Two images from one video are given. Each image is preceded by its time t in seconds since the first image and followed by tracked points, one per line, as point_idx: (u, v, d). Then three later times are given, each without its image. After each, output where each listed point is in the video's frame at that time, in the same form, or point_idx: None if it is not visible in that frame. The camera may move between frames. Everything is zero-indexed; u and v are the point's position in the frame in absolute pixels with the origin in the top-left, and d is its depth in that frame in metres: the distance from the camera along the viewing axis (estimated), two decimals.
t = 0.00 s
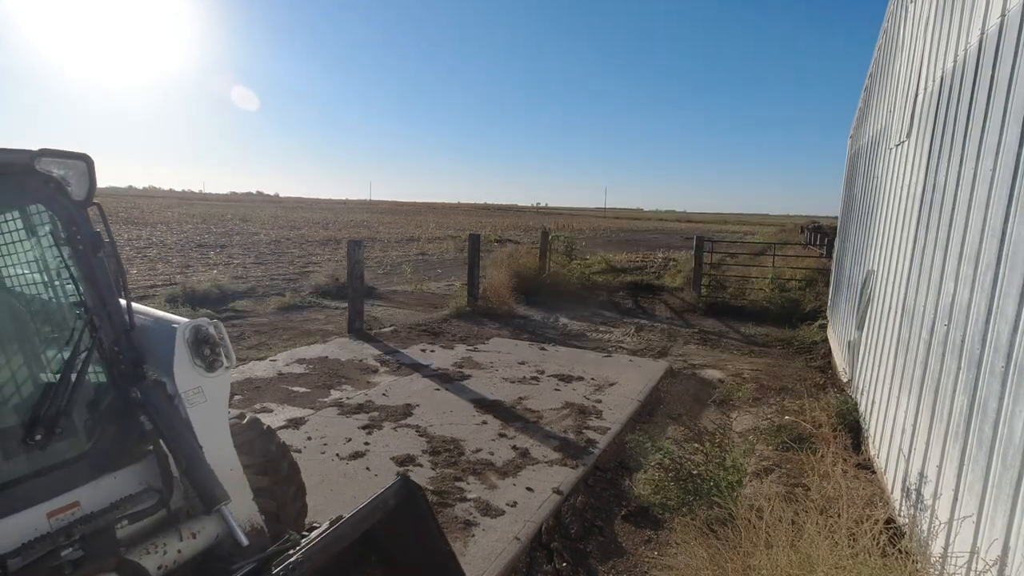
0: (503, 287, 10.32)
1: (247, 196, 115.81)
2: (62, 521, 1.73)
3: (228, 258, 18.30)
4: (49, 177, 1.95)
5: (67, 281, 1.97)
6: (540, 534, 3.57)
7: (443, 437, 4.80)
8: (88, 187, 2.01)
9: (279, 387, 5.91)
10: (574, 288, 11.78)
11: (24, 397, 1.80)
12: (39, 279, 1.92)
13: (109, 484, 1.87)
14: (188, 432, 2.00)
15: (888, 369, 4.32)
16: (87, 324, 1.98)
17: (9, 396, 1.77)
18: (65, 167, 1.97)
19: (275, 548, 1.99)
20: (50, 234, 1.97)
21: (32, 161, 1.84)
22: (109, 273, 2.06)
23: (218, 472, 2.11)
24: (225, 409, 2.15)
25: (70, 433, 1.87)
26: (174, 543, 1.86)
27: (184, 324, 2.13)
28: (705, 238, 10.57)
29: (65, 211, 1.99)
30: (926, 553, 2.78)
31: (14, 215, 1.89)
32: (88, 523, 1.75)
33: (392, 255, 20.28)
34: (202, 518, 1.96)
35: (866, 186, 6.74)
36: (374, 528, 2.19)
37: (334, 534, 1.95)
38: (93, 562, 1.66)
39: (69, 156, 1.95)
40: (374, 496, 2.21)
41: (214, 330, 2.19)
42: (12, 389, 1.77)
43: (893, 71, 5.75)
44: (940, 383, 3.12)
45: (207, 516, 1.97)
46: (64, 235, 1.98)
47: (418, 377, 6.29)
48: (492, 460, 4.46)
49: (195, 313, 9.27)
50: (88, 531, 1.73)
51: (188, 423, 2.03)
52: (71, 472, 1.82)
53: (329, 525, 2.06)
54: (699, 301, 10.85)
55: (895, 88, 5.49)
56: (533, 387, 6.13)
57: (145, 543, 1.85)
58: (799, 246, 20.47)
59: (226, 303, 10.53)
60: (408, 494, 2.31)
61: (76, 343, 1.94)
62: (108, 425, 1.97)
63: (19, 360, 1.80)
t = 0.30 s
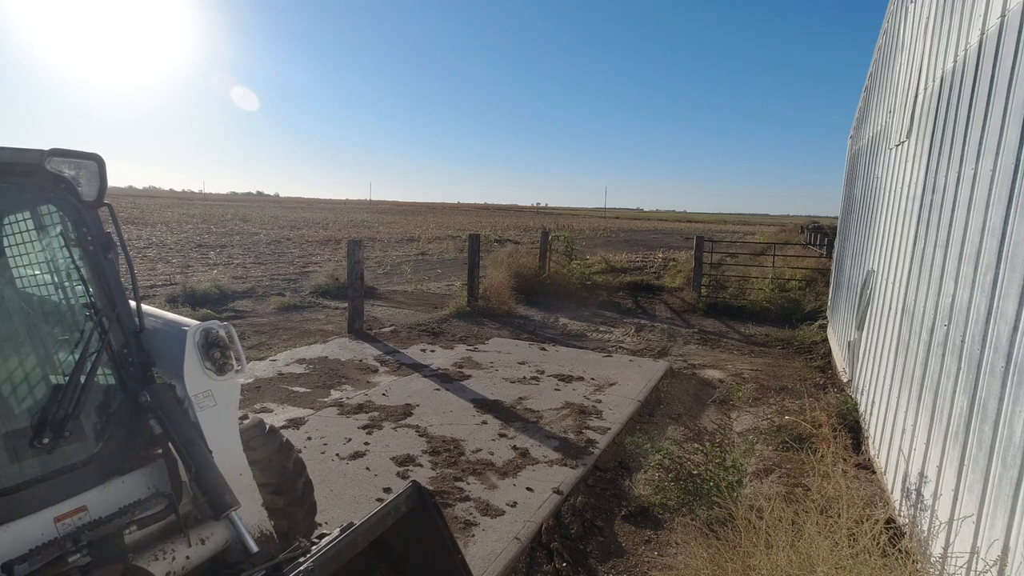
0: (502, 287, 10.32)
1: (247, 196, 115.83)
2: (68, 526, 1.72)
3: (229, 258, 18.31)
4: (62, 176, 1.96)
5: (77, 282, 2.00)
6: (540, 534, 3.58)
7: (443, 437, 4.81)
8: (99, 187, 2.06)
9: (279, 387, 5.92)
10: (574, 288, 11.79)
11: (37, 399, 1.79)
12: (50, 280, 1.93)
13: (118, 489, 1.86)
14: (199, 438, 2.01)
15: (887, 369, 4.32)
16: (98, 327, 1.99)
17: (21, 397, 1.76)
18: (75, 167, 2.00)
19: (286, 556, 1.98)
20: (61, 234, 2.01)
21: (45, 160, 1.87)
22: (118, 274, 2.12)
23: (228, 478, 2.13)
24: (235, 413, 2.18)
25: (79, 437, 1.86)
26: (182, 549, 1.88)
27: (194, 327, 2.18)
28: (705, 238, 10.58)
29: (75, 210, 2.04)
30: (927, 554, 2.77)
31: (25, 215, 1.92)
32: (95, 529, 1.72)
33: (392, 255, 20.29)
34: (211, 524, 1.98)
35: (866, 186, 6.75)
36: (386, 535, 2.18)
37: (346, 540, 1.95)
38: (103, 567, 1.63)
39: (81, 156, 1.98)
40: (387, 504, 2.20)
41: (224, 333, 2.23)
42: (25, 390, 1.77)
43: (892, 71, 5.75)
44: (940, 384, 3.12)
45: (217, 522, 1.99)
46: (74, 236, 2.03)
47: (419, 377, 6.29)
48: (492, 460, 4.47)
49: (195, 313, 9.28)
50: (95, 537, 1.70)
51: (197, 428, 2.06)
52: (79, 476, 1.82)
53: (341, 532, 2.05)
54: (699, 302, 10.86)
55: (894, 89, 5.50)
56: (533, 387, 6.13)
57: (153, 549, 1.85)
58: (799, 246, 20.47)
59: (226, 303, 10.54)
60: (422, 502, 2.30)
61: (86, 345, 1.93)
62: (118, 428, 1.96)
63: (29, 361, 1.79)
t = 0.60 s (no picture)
0: (502, 287, 10.32)
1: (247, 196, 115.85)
2: (78, 535, 1.72)
3: (229, 258, 18.31)
4: (70, 174, 1.96)
5: (86, 284, 1.98)
6: (540, 534, 3.58)
7: (444, 437, 4.81)
8: (109, 187, 2.04)
9: (279, 387, 5.92)
10: (574, 288, 11.79)
11: (47, 402, 1.79)
12: (58, 281, 1.91)
13: (127, 496, 1.86)
14: (209, 443, 2.00)
15: (887, 369, 4.32)
16: (109, 331, 1.99)
17: (33, 401, 1.76)
18: (86, 167, 1.99)
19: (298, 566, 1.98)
20: (70, 235, 2.00)
21: (55, 159, 1.88)
22: (128, 277, 2.10)
23: (239, 484, 2.15)
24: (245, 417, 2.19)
25: (89, 442, 1.86)
26: (193, 558, 1.87)
27: (206, 330, 2.18)
28: (705, 238, 10.58)
29: (85, 211, 2.04)
30: (926, 553, 2.77)
31: (35, 215, 1.91)
32: (105, 539, 1.71)
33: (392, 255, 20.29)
34: (222, 533, 1.98)
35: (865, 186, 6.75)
36: (398, 542, 2.18)
37: (359, 551, 1.93)
38: None
39: (92, 155, 1.98)
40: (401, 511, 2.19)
41: (235, 337, 2.22)
42: (36, 394, 1.77)
43: (892, 71, 5.75)
44: (940, 384, 3.12)
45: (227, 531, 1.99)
46: (84, 236, 2.02)
47: (419, 377, 6.29)
48: (492, 460, 4.47)
49: (194, 313, 9.28)
50: (105, 547, 1.69)
51: (208, 433, 2.06)
52: (89, 484, 1.82)
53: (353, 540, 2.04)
54: (699, 301, 10.86)
55: (894, 89, 5.50)
56: (533, 387, 6.13)
57: (163, 559, 1.83)
58: (800, 246, 20.48)
59: (226, 303, 10.54)
60: (435, 509, 2.31)
61: (97, 349, 1.93)
62: (127, 432, 1.96)
63: (41, 364, 1.79)
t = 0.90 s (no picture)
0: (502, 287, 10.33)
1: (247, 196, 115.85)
2: (96, 542, 1.71)
3: (228, 258, 18.30)
4: (88, 173, 1.94)
5: (102, 285, 1.99)
6: (540, 534, 3.58)
7: (444, 437, 4.81)
8: (126, 187, 2.03)
9: (279, 387, 5.92)
10: (574, 288, 11.79)
11: (66, 406, 1.79)
12: (74, 282, 1.91)
13: (146, 502, 1.84)
14: (228, 447, 1.98)
15: (887, 369, 4.32)
16: (126, 333, 1.99)
17: (51, 404, 1.76)
18: (104, 166, 1.98)
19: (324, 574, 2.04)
20: (86, 235, 2.00)
21: (72, 157, 1.88)
22: (144, 277, 2.11)
23: (258, 489, 2.12)
24: (263, 421, 2.17)
25: (106, 447, 1.85)
26: (211, 566, 1.86)
27: (224, 333, 2.17)
28: (704, 238, 10.58)
29: (103, 211, 2.04)
30: (926, 553, 2.77)
31: (50, 215, 1.91)
32: (125, 547, 1.71)
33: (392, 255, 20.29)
34: (240, 540, 1.94)
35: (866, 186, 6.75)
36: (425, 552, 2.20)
37: (382, 558, 1.97)
38: None
39: (110, 154, 1.97)
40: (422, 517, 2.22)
41: (252, 339, 2.22)
42: (56, 397, 1.77)
43: (892, 71, 5.76)
44: (940, 384, 3.12)
45: (246, 538, 1.95)
46: (101, 236, 2.03)
47: (419, 377, 6.29)
48: (492, 460, 4.47)
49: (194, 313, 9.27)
50: (124, 555, 1.70)
51: (227, 437, 2.03)
52: (106, 490, 1.80)
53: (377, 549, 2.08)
54: (699, 301, 10.86)
55: (894, 89, 5.50)
56: (533, 387, 6.13)
57: (182, 565, 1.83)
58: (800, 246, 20.49)
59: (225, 303, 10.54)
60: (456, 515, 2.33)
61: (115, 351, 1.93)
62: (145, 437, 1.94)
63: (60, 367, 1.80)
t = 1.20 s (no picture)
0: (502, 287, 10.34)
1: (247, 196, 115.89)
2: (114, 550, 1.66)
3: (229, 258, 18.32)
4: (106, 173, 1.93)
5: (119, 286, 1.98)
6: (540, 534, 3.57)
7: (444, 437, 4.81)
8: (143, 186, 2.03)
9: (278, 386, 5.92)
10: (574, 288, 11.80)
11: (84, 410, 1.78)
12: (87, 283, 1.91)
13: (164, 509, 1.81)
14: (247, 452, 1.97)
15: (887, 369, 4.32)
16: (144, 338, 1.99)
17: (70, 410, 1.76)
18: (121, 164, 1.96)
19: None
20: (102, 236, 1.99)
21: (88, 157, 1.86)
22: (161, 279, 2.11)
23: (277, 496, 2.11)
24: (282, 426, 2.17)
25: (123, 453, 1.83)
26: None
27: (241, 335, 2.14)
28: (704, 238, 10.58)
29: (119, 210, 2.03)
30: (926, 553, 2.77)
31: (65, 216, 1.88)
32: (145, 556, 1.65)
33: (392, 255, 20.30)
34: (261, 548, 1.88)
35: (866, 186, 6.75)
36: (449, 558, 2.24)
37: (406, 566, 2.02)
38: None
39: (127, 153, 1.95)
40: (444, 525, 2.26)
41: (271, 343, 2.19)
42: (74, 403, 1.77)
43: (892, 71, 5.76)
44: (940, 384, 3.12)
45: (266, 546, 1.89)
46: (118, 237, 2.02)
47: (419, 378, 6.28)
48: (492, 460, 4.46)
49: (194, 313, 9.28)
50: (145, 565, 1.63)
51: (246, 441, 2.03)
52: (124, 497, 1.78)
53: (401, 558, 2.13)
54: (699, 301, 10.87)
55: (894, 89, 5.50)
56: (533, 387, 6.13)
57: None
58: (800, 246, 20.49)
59: (225, 303, 10.55)
60: (479, 520, 2.35)
61: (133, 356, 1.93)
62: (162, 441, 1.94)
63: (78, 372, 1.80)
